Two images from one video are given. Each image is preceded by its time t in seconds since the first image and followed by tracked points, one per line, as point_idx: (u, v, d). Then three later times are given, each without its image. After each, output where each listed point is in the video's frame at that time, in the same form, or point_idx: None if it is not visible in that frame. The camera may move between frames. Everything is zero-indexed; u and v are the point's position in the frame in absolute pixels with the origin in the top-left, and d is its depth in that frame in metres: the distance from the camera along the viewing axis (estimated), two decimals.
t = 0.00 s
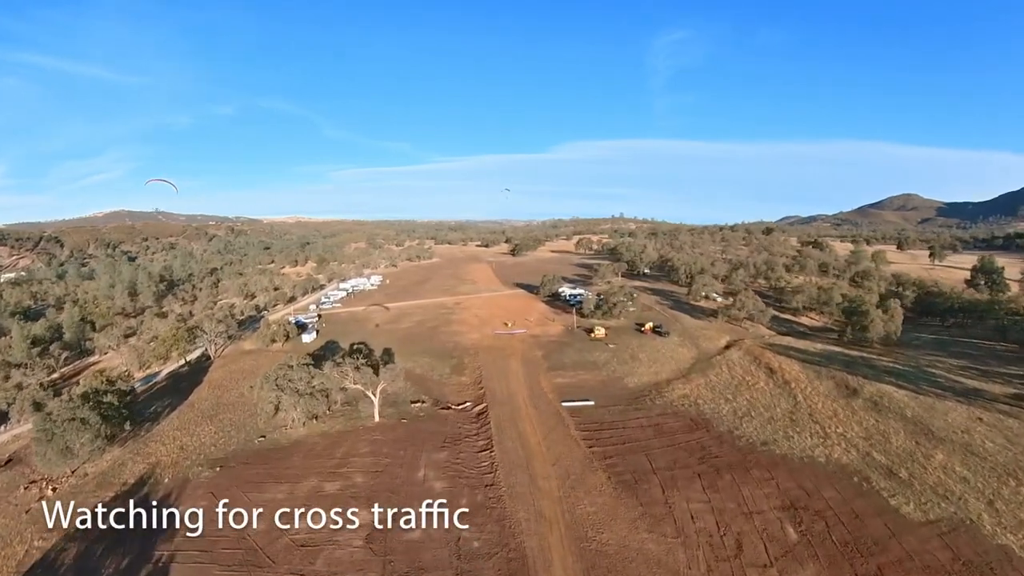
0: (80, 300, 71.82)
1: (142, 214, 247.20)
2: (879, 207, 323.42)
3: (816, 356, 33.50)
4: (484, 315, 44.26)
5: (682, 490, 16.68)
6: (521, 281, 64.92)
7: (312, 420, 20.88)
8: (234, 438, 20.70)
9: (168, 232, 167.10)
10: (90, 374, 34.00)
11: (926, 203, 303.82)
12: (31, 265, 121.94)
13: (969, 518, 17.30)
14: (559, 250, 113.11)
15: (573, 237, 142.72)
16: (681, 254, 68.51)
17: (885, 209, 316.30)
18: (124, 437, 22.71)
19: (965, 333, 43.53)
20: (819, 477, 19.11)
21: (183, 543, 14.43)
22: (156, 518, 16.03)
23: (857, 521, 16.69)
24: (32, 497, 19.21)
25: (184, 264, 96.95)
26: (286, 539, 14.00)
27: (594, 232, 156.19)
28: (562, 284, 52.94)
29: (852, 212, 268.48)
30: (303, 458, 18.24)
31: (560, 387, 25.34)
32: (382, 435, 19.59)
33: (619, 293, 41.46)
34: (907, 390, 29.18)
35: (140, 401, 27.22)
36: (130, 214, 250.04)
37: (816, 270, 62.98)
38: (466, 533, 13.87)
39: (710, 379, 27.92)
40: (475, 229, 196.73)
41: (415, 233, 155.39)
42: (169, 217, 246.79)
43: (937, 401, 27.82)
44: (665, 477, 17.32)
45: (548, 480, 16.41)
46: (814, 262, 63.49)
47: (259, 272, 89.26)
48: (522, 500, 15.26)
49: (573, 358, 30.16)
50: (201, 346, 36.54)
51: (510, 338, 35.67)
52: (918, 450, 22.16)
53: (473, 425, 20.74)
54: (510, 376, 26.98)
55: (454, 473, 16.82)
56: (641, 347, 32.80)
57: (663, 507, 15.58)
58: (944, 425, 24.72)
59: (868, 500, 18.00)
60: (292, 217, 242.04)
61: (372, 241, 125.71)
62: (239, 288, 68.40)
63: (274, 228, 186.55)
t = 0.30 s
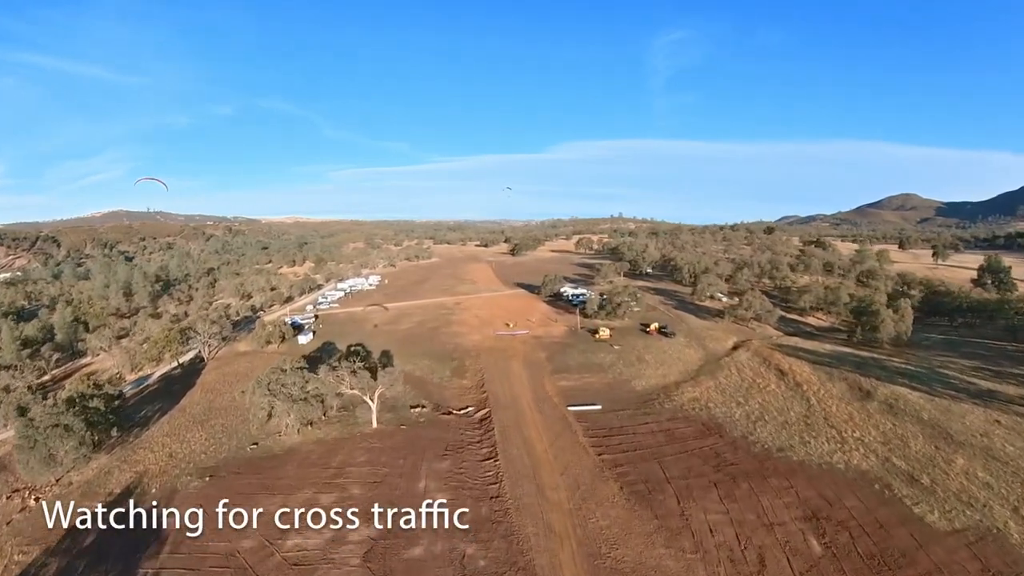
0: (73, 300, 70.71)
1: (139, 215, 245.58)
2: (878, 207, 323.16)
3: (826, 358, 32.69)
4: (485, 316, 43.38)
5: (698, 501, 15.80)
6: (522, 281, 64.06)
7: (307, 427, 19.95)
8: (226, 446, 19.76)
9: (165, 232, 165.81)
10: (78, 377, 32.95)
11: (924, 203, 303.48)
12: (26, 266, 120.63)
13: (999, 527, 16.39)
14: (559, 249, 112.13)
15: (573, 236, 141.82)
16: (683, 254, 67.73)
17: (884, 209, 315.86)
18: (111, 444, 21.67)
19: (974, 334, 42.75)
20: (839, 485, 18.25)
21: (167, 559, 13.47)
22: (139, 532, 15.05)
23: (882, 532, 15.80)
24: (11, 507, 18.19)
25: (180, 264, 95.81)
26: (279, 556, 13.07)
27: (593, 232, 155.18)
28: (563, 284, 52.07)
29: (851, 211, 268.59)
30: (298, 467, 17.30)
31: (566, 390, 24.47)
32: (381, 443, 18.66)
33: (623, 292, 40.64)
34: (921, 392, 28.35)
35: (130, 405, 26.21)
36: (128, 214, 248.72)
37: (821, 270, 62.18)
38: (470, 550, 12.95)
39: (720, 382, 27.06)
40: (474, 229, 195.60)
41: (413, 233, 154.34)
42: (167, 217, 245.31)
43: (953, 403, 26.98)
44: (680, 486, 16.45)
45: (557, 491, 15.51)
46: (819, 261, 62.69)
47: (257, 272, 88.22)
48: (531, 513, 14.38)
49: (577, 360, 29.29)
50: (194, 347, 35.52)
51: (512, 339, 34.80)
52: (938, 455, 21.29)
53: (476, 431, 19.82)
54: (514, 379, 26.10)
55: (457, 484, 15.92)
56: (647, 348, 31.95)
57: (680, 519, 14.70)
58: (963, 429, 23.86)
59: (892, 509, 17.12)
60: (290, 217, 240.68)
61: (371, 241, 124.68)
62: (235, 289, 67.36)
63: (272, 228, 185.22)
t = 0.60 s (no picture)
0: (67, 300, 69.59)
1: (136, 215, 243.78)
2: (877, 207, 322.75)
3: (836, 359, 31.82)
4: (486, 316, 42.48)
5: (716, 512, 14.90)
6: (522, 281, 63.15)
7: (301, 434, 19.03)
8: (217, 454, 18.82)
9: (162, 232, 164.48)
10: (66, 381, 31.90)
11: (924, 203, 303.06)
12: (21, 266, 119.29)
13: None
14: (559, 249, 111.21)
15: (572, 236, 140.91)
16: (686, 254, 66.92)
17: (883, 208, 315.52)
18: (97, 452, 20.74)
19: (984, 334, 41.95)
20: (861, 493, 17.35)
21: None
22: (122, 546, 14.11)
23: (911, 543, 14.88)
24: None
25: (177, 264, 94.66)
26: None
27: (593, 232, 154.28)
28: (565, 284, 51.19)
29: (850, 211, 268.26)
30: (292, 478, 16.36)
31: (571, 394, 23.56)
32: (379, 451, 17.72)
33: (627, 292, 39.77)
34: (936, 394, 27.49)
35: (119, 410, 25.26)
36: (125, 214, 246.98)
37: (826, 270, 61.37)
38: (475, 569, 12.02)
39: (730, 384, 26.17)
40: (473, 229, 194.53)
41: (412, 233, 153.32)
42: (165, 217, 243.79)
43: (970, 405, 26.11)
44: (696, 496, 15.57)
45: (566, 503, 14.61)
46: (824, 260, 61.88)
47: (254, 272, 87.19)
48: (540, 528, 13.49)
49: (582, 362, 28.38)
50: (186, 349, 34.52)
51: (515, 340, 33.89)
52: (960, 460, 20.39)
53: (479, 438, 18.90)
54: (518, 382, 25.20)
55: (460, 496, 15.00)
56: (654, 349, 31.06)
57: (699, 533, 13.81)
58: (984, 433, 22.98)
59: (917, 518, 16.21)
60: (288, 218, 239.24)
61: (369, 241, 123.69)
62: (231, 289, 66.34)
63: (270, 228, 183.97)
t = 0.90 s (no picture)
0: (60, 300, 68.45)
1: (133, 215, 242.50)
2: (876, 207, 322.35)
3: (847, 360, 30.94)
4: (486, 316, 41.55)
5: (735, 525, 13.99)
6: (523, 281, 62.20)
7: (294, 442, 18.12)
8: (206, 463, 17.89)
9: (159, 232, 163.24)
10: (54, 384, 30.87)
11: (923, 202, 302.73)
12: (16, 266, 117.98)
13: None
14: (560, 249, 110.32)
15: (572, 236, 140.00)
16: (689, 253, 66.02)
17: (883, 208, 315.12)
18: (82, 460, 19.75)
19: (995, 334, 41.11)
20: (885, 502, 16.45)
21: None
22: (102, 563, 13.19)
23: (941, 555, 13.97)
24: None
25: (173, 264, 93.58)
26: None
27: (593, 232, 153.36)
28: (567, 284, 50.29)
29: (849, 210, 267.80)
30: (285, 490, 15.42)
31: (577, 397, 22.64)
32: (377, 461, 16.79)
33: (631, 292, 38.90)
34: (952, 396, 26.61)
35: (108, 415, 24.27)
36: (123, 214, 245.56)
37: (831, 269, 60.53)
38: None
39: (741, 387, 25.27)
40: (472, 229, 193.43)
41: (411, 233, 152.32)
42: (163, 217, 242.43)
43: (988, 408, 25.24)
44: (715, 508, 14.67)
45: (577, 518, 13.68)
46: (828, 259, 61.06)
47: (252, 272, 86.14)
48: (551, 545, 12.58)
49: (588, 364, 27.47)
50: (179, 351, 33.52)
51: (517, 341, 32.97)
52: (984, 465, 19.49)
53: (483, 446, 17.97)
54: (522, 385, 24.27)
55: (463, 511, 14.06)
56: (661, 351, 30.17)
57: (720, 549, 12.91)
58: (1005, 437, 22.09)
59: (945, 527, 15.30)
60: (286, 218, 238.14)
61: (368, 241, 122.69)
62: (227, 289, 65.29)
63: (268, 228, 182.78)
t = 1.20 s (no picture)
0: (54, 301, 67.35)
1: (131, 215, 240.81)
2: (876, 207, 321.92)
3: (859, 361, 30.04)
4: (487, 317, 40.65)
5: (757, 539, 13.09)
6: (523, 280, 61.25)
7: (288, 450, 17.17)
8: (195, 473, 16.95)
9: (157, 232, 162.00)
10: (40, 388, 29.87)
11: (923, 202, 302.15)
12: (12, 266, 116.70)
13: None
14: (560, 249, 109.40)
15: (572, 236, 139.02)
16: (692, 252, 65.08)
17: (883, 208, 314.51)
18: (66, 469, 18.75)
19: (1006, 334, 40.24)
20: (911, 511, 15.56)
21: None
22: None
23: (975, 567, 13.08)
24: None
25: (170, 264, 92.50)
26: None
27: (593, 231, 152.37)
28: (569, 283, 49.40)
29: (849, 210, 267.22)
30: (277, 502, 14.52)
31: (584, 402, 21.74)
32: (375, 471, 15.89)
33: (636, 292, 38.03)
34: (969, 398, 25.74)
35: (95, 421, 23.27)
36: (122, 214, 243.70)
37: (836, 268, 59.64)
38: None
39: (752, 391, 24.37)
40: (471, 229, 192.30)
41: (410, 233, 151.32)
42: (161, 217, 241.10)
43: (1007, 410, 24.35)
44: (734, 520, 13.78)
45: (588, 533, 12.77)
46: (834, 258, 60.20)
47: (249, 272, 85.13)
48: (562, 565, 11.67)
49: (593, 366, 26.57)
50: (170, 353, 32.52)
51: (519, 343, 32.06)
52: (1009, 471, 18.60)
53: (486, 455, 17.06)
54: (526, 389, 23.35)
55: (465, 527, 13.12)
56: (667, 352, 29.29)
57: (743, 566, 12.01)
58: None
59: (975, 538, 14.41)
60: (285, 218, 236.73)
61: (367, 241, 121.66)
62: (223, 289, 64.30)
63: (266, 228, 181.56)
